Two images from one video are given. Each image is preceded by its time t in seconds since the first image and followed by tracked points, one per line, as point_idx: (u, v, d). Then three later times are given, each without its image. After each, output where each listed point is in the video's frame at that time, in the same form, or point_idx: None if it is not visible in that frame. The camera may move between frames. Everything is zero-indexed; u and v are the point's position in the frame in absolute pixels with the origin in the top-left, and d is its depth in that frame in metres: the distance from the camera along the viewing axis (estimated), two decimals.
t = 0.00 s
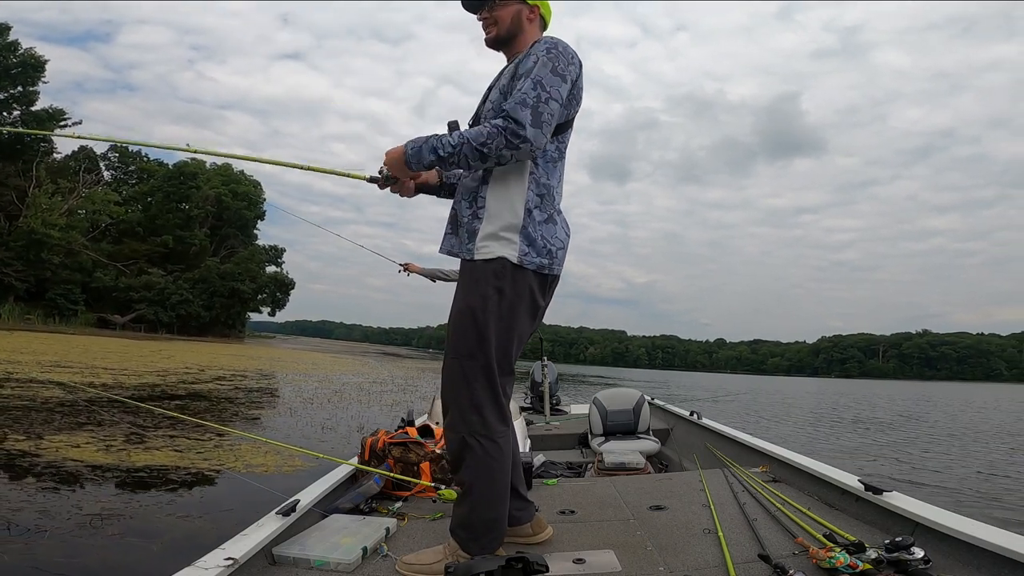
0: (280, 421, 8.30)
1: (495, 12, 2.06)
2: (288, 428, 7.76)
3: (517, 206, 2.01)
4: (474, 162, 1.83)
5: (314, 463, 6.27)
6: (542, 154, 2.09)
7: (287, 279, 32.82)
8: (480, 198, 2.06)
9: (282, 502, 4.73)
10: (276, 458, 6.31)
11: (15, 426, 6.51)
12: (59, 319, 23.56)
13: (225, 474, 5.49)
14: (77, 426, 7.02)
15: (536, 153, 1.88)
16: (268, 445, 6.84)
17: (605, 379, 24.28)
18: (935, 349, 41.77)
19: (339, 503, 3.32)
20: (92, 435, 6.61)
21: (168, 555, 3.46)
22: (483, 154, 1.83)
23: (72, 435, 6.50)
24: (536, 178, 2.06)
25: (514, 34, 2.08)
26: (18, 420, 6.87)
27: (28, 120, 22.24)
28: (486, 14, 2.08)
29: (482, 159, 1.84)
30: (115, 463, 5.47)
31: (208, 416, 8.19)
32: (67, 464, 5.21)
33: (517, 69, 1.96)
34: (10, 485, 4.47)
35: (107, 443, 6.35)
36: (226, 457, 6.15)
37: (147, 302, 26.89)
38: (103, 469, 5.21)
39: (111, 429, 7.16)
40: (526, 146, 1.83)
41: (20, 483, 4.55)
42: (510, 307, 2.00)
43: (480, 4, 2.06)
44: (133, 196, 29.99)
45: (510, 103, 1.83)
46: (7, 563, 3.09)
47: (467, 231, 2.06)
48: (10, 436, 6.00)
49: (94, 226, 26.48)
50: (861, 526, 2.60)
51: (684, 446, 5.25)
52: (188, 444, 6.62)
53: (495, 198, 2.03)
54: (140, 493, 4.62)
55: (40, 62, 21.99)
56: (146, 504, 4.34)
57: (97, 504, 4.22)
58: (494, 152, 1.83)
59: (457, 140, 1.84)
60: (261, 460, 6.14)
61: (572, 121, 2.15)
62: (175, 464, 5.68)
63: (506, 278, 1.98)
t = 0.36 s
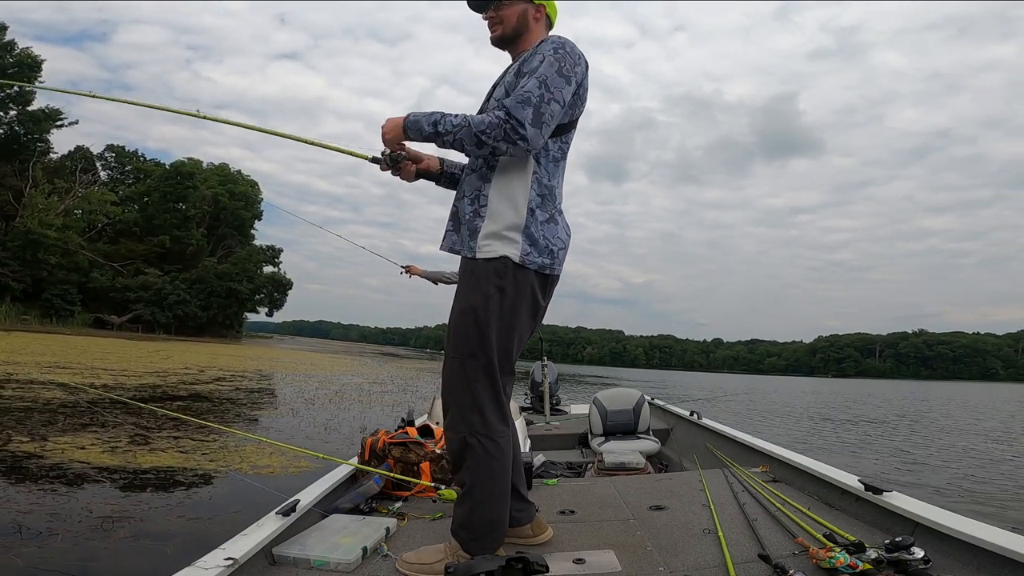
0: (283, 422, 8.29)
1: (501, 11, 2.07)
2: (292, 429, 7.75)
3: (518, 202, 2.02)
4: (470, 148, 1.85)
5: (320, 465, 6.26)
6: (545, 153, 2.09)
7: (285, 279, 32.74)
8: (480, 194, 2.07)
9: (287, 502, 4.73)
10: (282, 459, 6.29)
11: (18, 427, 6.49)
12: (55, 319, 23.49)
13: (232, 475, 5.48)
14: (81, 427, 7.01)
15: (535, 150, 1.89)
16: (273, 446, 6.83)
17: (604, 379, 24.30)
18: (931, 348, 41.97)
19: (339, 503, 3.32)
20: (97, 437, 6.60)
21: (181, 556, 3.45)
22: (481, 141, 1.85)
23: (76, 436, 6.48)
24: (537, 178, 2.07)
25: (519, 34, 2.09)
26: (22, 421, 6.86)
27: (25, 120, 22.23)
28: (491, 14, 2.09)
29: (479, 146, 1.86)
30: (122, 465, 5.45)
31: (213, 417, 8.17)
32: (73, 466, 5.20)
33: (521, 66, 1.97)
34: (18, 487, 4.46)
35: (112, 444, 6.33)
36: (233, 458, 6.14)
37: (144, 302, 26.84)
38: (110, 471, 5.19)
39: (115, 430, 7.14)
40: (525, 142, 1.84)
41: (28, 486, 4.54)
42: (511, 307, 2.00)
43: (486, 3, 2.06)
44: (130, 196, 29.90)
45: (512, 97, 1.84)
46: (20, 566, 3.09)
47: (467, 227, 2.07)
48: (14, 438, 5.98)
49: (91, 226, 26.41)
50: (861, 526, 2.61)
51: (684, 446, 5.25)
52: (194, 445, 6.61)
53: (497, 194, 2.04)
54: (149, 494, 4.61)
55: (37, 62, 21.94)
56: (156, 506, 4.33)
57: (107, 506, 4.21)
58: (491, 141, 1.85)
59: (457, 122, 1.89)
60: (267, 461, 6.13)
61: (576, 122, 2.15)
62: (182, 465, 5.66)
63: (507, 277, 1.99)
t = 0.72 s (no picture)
0: (286, 423, 8.27)
1: (500, 12, 2.08)
2: (295, 430, 7.74)
3: (515, 206, 2.02)
4: (474, 174, 1.86)
5: (325, 466, 6.26)
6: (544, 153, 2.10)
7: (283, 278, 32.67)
8: (478, 197, 2.08)
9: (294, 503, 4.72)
10: (287, 460, 6.29)
11: (22, 428, 6.48)
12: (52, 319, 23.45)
13: (239, 475, 5.48)
14: (85, 428, 7.00)
15: (537, 154, 1.89)
16: (277, 446, 6.83)
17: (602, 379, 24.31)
18: (928, 349, 42.14)
19: (339, 503, 3.33)
20: (101, 437, 6.59)
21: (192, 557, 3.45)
22: (484, 163, 1.85)
23: (80, 437, 6.47)
24: (536, 179, 2.07)
25: (520, 34, 2.10)
26: (25, 422, 6.83)
27: (23, 119, 22.22)
28: (491, 14, 2.09)
29: (484, 169, 1.86)
30: (128, 466, 5.44)
31: (216, 417, 8.15)
32: (81, 467, 5.20)
33: (519, 69, 1.97)
34: (26, 488, 4.45)
35: (117, 445, 6.33)
36: (238, 458, 6.13)
37: (142, 302, 26.82)
38: (117, 472, 5.19)
39: (119, 431, 7.13)
40: (528, 147, 1.85)
41: (37, 487, 4.54)
42: (509, 306, 2.01)
43: (486, 4, 2.06)
44: (128, 195, 29.83)
45: (512, 104, 1.85)
46: (35, 569, 3.08)
47: (466, 229, 2.09)
48: (18, 439, 5.97)
49: (89, 225, 26.36)
50: (862, 526, 2.62)
51: (684, 446, 5.26)
52: (200, 446, 6.60)
53: (495, 198, 2.04)
54: (157, 495, 4.61)
55: (35, 61, 21.85)
56: (166, 507, 4.33)
57: (116, 508, 4.21)
58: (495, 161, 1.85)
59: (454, 157, 1.86)
60: (272, 462, 6.13)
61: (575, 123, 2.16)
62: (189, 466, 5.66)
63: (505, 276, 1.99)
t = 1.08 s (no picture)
0: (290, 422, 8.25)
1: (499, 11, 2.06)
2: (297, 429, 7.71)
3: (521, 208, 2.03)
4: (499, 177, 1.84)
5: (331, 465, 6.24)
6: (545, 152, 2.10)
7: (281, 277, 32.60)
8: (481, 198, 2.07)
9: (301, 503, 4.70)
10: (292, 460, 6.28)
11: (26, 427, 6.47)
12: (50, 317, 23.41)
13: (245, 474, 5.47)
14: (88, 428, 6.97)
15: (556, 155, 1.92)
16: (281, 445, 6.82)
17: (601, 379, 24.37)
18: (924, 350, 42.40)
19: (340, 503, 3.33)
20: (106, 437, 6.59)
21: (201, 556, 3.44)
22: (507, 166, 1.84)
23: (84, 437, 6.47)
24: (540, 180, 2.07)
25: (519, 32, 2.10)
26: (28, 422, 6.81)
27: (21, 117, 22.20)
28: (488, 14, 2.08)
29: (507, 172, 1.85)
30: (134, 466, 5.43)
31: (220, 417, 8.13)
32: (88, 467, 5.20)
33: (527, 67, 1.96)
34: (33, 488, 4.43)
35: (121, 445, 6.32)
36: (244, 458, 6.12)
37: (140, 299, 26.80)
38: (124, 473, 5.18)
39: (122, 430, 7.12)
40: (550, 148, 1.86)
41: (44, 486, 4.54)
42: (512, 306, 2.01)
43: (483, 2, 2.05)
44: (126, 193, 29.77)
45: (530, 105, 1.84)
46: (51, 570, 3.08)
47: (470, 230, 2.07)
48: (22, 438, 5.95)
49: (86, 223, 26.33)
50: (861, 527, 2.63)
51: (684, 446, 5.27)
52: (206, 446, 6.59)
53: (499, 201, 2.04)
54: (164, 495, 4.60)
55: (34, 59, 21.80)
56: (175, 507, 4.32)
57: (126, 508, 4.20)
58: (518, 162, 1.84)
59: (476, 158, 1.83)
60: (278, 461, 6.12)
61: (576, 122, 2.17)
62: (195, 466, 5.65)
63: (508, 276, 1.99)
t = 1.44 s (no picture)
0: (293, 423, 8.24)
1: (498, 11, 2.07)
2: (300, 430, 7.69)
3: (521, 209, 2.04)
4: (512, 181, 1.84)
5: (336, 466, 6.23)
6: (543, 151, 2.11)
7: (279, 277, 32.53)
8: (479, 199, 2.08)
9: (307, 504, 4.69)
10: (296, 460, 6.27)
11: (30, 428, 6.45)
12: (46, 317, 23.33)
13: (250, 475, 5.47)
14: (91, 429, 6.96)
15: (566, 158, 1.94)
16: (285, 446, 6.80)
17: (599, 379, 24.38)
18: (920, 350, 42.55)
19: (340, 503, 3.34)
20: (110, 438, 6.57)
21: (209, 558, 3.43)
22: (520, 169, 1.85)
23: (88, 438, 6.45)
24: (539, 180, 2.08)
25: (517, 33, 2.11)
26: (32, 422, 6.79)
27: (18, 116, 22.16)
28: (487, 14, 2.09)
29: (519, 175, 1.86)
30: (140, 467, 5.42)
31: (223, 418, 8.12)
32: (94, 468, 5.19)
33: (531, 69, 1.97)
34: (40, 491, 4.42)
35: (126, 445, 6.30)
36: (249, 459, 6.10)
37: (137, 299, 26.72)
38: (130, 474, 5.17)
39: (126, 431, 7.10)
40: (561, 150, 1.88)
41: (51, 488, 4.52)
42: (510, 306, 2.02)
43: (483, 2, 2.05)
44: (123, 192, 29.69)
45: (540, 107, 1.86)
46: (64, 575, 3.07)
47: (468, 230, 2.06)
48: (26, 439, 5.93)
49: (83, 223, 26.27)
50: (861, 526, 2.65)
51: (684, 446, 5.29)
52: (211, 446, 6.58)
53: (498, 202, 2.05)
54: (171, 497, 4.58)
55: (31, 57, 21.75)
56: (182, 509, 4.31)
57: (134, 510, 4.19)
58: (531, 166, 1.85)
59: (490, 162, 1.84)
60: (282, 462, 6.11)
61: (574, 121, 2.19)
62: (201, 467, 5.64)
63: (506, 276, 2.00)
